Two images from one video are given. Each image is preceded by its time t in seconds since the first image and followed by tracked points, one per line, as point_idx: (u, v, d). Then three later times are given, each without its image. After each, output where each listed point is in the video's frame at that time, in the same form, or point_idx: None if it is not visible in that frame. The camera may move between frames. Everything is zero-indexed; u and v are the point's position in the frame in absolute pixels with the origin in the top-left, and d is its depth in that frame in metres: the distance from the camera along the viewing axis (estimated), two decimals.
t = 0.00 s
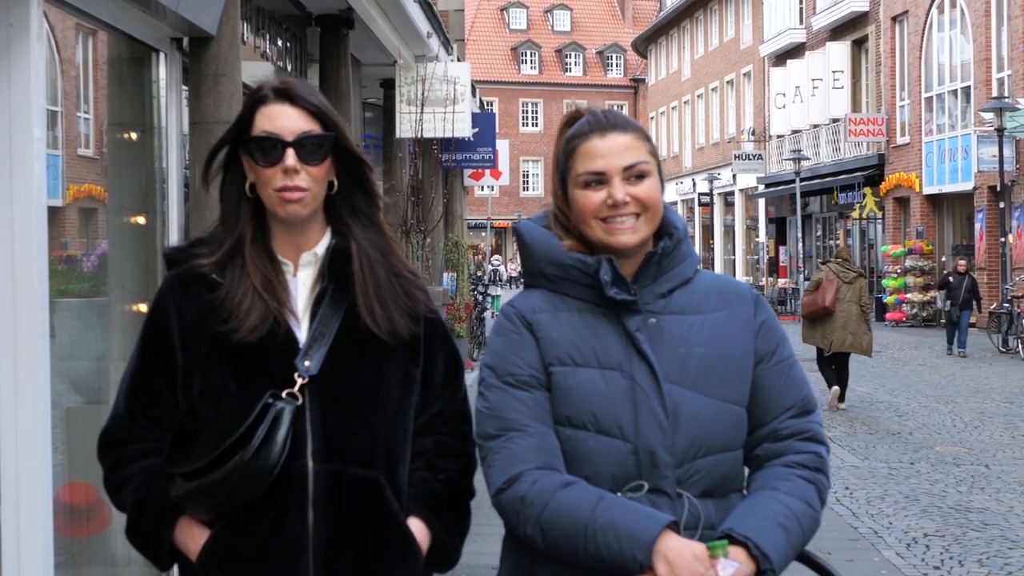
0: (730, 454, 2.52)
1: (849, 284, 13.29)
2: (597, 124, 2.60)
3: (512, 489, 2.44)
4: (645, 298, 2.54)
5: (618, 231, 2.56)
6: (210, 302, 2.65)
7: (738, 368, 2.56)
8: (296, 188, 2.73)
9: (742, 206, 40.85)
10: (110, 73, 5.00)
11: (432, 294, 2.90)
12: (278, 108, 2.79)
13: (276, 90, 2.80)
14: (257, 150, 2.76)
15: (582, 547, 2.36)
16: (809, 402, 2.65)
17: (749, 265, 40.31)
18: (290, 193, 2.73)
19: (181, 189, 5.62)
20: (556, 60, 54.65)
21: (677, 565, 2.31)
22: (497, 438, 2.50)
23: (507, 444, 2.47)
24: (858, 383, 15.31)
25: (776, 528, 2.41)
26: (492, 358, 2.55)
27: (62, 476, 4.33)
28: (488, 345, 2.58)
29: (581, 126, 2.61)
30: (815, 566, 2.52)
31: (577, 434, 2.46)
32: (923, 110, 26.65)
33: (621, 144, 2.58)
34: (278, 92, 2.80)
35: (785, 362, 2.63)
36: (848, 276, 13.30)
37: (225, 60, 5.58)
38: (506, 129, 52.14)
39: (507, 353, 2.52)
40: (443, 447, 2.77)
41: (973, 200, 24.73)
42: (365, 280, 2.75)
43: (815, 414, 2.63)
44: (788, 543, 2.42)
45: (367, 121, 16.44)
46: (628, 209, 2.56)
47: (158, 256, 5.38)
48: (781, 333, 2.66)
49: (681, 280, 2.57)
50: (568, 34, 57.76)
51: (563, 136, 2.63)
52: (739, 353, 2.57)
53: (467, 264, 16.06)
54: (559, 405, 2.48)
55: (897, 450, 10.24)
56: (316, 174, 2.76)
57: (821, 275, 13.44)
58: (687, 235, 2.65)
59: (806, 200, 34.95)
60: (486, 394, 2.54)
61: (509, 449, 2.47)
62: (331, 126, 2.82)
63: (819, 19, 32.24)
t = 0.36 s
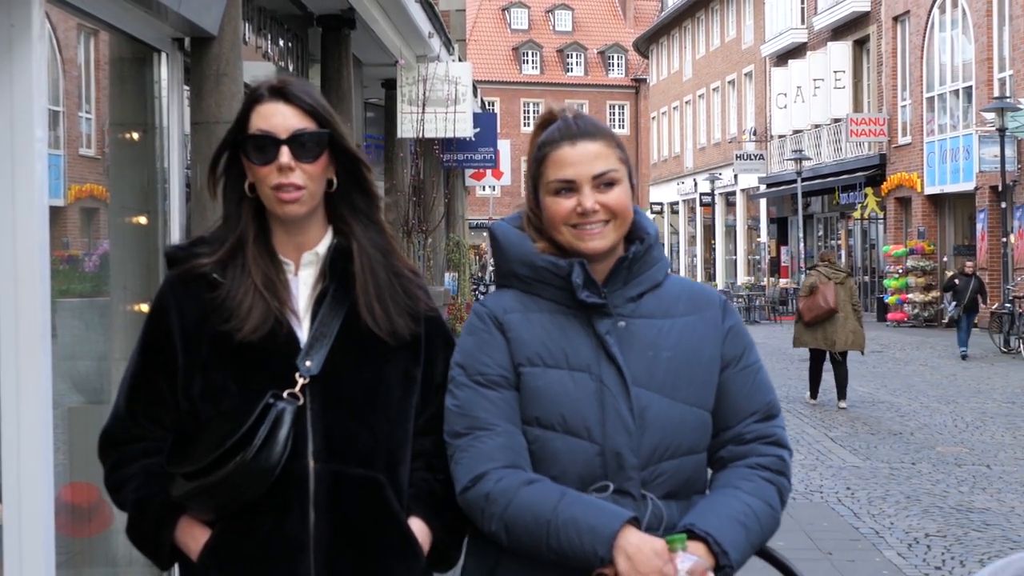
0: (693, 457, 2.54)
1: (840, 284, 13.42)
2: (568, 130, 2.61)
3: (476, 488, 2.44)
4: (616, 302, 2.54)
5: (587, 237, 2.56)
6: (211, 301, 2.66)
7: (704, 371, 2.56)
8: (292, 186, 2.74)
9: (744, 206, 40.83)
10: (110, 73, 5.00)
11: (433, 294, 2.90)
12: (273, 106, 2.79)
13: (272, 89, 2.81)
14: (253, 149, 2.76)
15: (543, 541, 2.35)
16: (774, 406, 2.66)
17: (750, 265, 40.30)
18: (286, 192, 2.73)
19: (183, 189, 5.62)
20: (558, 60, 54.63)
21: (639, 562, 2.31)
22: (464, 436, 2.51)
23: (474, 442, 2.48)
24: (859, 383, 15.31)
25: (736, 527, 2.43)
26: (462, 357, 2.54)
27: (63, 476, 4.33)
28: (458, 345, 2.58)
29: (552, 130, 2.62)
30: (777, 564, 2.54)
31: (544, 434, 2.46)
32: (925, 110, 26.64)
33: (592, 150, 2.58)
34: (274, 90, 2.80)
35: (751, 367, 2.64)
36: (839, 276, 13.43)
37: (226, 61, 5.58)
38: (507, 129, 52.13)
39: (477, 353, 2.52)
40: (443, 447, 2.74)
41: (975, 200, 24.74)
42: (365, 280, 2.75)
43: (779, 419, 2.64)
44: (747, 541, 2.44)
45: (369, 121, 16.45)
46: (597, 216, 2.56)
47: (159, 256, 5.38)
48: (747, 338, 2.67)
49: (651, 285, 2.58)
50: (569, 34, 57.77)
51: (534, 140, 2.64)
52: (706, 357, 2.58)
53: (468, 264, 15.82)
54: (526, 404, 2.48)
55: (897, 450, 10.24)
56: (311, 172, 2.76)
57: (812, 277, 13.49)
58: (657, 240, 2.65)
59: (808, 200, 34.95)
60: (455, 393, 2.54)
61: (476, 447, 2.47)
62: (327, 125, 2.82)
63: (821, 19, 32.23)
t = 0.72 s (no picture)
0: (677, 460, 2.53)
1: (826, 281, 13.74)
2: (554, 136, 2.61)
3: (457, 487, 2.46)
4: (604, 305, 2.55)
5: (572, 241, 2.57)
6: (218, 303, 2.65)
7: (692, 373, 2.56)
8: (294, 186, 2.73)
9: (747, 207, 40.82)
10: (113, 75, 5.00)
11: (436, 296, 2.91)
12: (275, 107, 2.78)
13: (274, 91, 2.81)
14: (255, 150, 2.76)
15: (520, 538, 2.37)
16: (761, 412, 2.65)
17: (753, 266, 40.27)
18: (289, 193, 2.73)
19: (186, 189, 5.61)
20: (561, 61, 54.63)
21: (610, 560, 2.32)
22: (447, 436, 2.52)
23: (456, 442, 2.49)
24: (862, 384, 15.30)
25: (710, 531, 2.43)
26: (450, 357, 2.55)
27: (66, 477, 4.32)
28: (448, 345, 2.58)
29: (540, 136, 2.63)
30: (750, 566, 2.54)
31: (529, 434, 2.46)
32: (928, 111, 26.62)
33: (576, 156, 2.58)
34: (276, 92, 2.80)
35: (738, 373, 2.63)
36: (823, 274, 13.74)
37: (229, 62, 5.58)
38: (510, 129, 52.10)
39: (465, 354, 2.53)
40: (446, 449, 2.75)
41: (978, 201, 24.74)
42: (371, 282, 2.75)
43: (765, 425, 2.64)
44: (718, 544, 2.44)
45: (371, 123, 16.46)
46: (580, 221, 2.57)
47: (161, 257, 5.37)
48: (736, 341, 2.66)
49: (639, 288, 2.58)
50: (571, 35, 57.81)
51: (523, 146, 2.64)
52: (693, 360, 2.57)
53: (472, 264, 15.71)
54: (511, 405, 2.48)
55: (900, 451, 10.23)
56: (313, 172, 2.76)
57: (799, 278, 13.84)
58: (648, 243, 2.65)
59: (811, 201, 34.93)
60: (441, 393, 2.55)
61: (459, 446, 2.48)
62: (329, 126, 2.81)
63: (824, 20, 32.21)
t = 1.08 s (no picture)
0: (685, 461, 2.52)
1: (826, 286, 13.95)
2: (561, 136, 2.59)
3: (464, 489, 2.45)
4: (610, 305, 2.54)
5: (579, 242, 2.55)
6: (221, 302, 2.62)
7: (701, 375, 2.55)
8: (293, 188, 2.70)
9: (748, 208, 40.78)
10: (114, 75, 4.98)
11: (436, 297, 2.89)
12: (275, 109, 2.76)
13: (274, 92, 2.78)
14: (256, 150, 2.73)
15: (526, 540, 2.35)
16: (769, 413, 2.64)
17: (755, 267, 40.23)
18: (289, 194, 2.70)
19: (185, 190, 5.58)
20: (562, 62, 54.60)
21: (617, 562, 2.30)
22: (455, 437, 2.51)
23: (463, 444, 2.48)
24: (864, 386, 15.27)
25: (717, 533, 2.42)
26: (458, 359, 2.54)
27: (65, 479, 4.30)
28: (456, 346, 2.57)
29: (547, 137, 2.61)
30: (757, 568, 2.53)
31: (536, 435, 2.45)
32: (931, 111, 26.59)
33: (583, 157, 2.57)
34: (274, 94, 2.77)
35: (746, 373, 2.62)
36: (825, 278, 13.97)
37: (229, 63, 5.55)
38: (511, 130, 52.06)
39: (472, 355, 2.51)
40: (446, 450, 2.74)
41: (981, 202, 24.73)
42: (373, 282, 2.72)
43: (773, 427, 2.63)
44: (726, 547, 2.43)
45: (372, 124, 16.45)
46: (587, 222, 2.55)
47: (161, 258, 5.34)
48: (744, 342, 2.65)
49: (647, 289, 2.57)
50: (573, 36, 57.78)
51: (529, 146, 2.63)
52: (701, 361, 2.56)
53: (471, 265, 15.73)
54: (519, 406, 2.47)
55: (902, 453, 10.20)
56: (313, 173, 2.73)
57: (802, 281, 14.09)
58: (656, 244, 2.64)
59: (813, 202, 34.88)
60: (449, 394, 2.54)
61: (466, 447, 2.47)
62: (329, 126, 2.78)
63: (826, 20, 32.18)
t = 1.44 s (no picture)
0: (717, 461, 2.52)
1: (822, 287, 13.95)
2: (587, 136, 2.60)
3: (496, 489, 2.45)
4: (640, 304, 2.54)
5: (607, 241, 2.56)
6: (220, 303, 2.63)
7: (732, 375, 2.55)
8: (290, 192, 2.71)
9: (748, 210, 40.79)
10: (113, 77, 4.98)
11: (438, 299, 2.89)
12: (272, 112, 2.76)
13: (271, 95, 2.78)
14: (252, 155, 2.73)
15: (558, 543, 2.35)
16: (802, 413, 2.65)
17: (756, 269, 40.23)
18: (285, 197, 2.71)
19: (185, 193, 5.57)
20: (562, 64, 54.58)
21: (650, 565, 2.30)
22: (485, 439, 2.52)
23: (494, 445, 2.49)
24: (863, 388, 15.26)
25: (752, 536, 2.42)
26: (486, 360, 2.55)
27: (64, 482, 4.29)
28: (484, 348, 2.58)
29: (573, 135, 2.61)
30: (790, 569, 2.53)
31: (566, 436, 2.45)
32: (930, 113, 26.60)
33: (609, 155, 2.58)
34: (272, 96, 2.78)
35: (779, 372, 2.64)
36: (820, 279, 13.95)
37: (229, 65, 5.53)
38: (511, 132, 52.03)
39: (501, 356, 2.52)
40: (447, 450, 2.76)
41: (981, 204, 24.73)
42: (370, 284, 2.72)
43: (807, 426, 2.63)
44: (761, 550, 2.43)
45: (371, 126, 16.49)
46: (614, 221, 2.56)
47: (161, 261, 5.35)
48: (777, 341, 2.67)
49: (676, 289, 2.58)
50: (573, 38, 57.78)
51: (556, 145, 2.63)
52: (734, 362, 2.57)
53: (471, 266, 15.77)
54: (548, 407, 2.48)
55: (902, 455, 10.20)
56: (309, 177, 2.73)
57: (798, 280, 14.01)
58: (684, 242, 2.64)
59: (812, 204, 34.89)
60: (478, 396, 2.55)
61: (496, 449, 2.48)
62: (326, 132, 2.79)
63: (826, 22, 32.19)
